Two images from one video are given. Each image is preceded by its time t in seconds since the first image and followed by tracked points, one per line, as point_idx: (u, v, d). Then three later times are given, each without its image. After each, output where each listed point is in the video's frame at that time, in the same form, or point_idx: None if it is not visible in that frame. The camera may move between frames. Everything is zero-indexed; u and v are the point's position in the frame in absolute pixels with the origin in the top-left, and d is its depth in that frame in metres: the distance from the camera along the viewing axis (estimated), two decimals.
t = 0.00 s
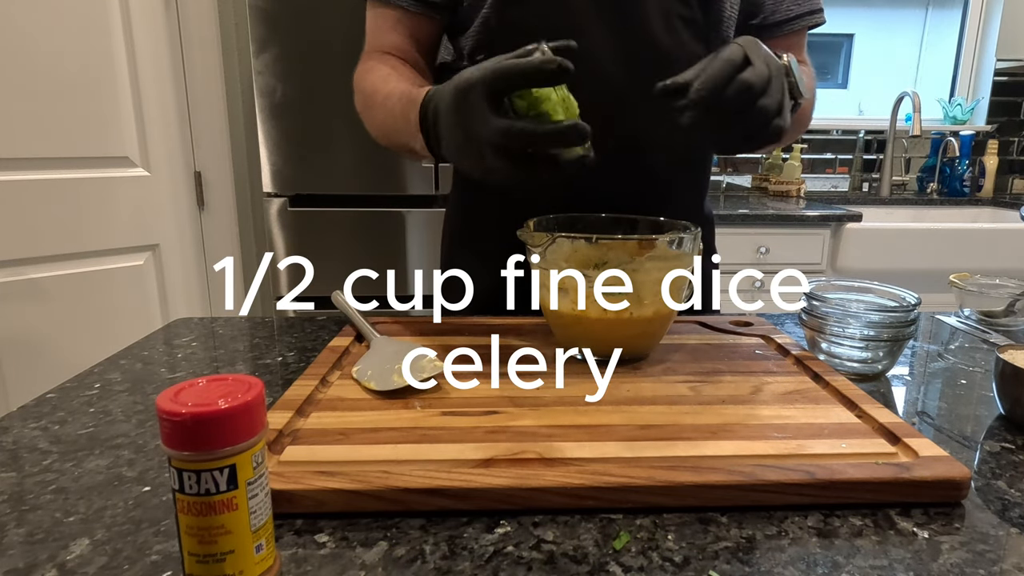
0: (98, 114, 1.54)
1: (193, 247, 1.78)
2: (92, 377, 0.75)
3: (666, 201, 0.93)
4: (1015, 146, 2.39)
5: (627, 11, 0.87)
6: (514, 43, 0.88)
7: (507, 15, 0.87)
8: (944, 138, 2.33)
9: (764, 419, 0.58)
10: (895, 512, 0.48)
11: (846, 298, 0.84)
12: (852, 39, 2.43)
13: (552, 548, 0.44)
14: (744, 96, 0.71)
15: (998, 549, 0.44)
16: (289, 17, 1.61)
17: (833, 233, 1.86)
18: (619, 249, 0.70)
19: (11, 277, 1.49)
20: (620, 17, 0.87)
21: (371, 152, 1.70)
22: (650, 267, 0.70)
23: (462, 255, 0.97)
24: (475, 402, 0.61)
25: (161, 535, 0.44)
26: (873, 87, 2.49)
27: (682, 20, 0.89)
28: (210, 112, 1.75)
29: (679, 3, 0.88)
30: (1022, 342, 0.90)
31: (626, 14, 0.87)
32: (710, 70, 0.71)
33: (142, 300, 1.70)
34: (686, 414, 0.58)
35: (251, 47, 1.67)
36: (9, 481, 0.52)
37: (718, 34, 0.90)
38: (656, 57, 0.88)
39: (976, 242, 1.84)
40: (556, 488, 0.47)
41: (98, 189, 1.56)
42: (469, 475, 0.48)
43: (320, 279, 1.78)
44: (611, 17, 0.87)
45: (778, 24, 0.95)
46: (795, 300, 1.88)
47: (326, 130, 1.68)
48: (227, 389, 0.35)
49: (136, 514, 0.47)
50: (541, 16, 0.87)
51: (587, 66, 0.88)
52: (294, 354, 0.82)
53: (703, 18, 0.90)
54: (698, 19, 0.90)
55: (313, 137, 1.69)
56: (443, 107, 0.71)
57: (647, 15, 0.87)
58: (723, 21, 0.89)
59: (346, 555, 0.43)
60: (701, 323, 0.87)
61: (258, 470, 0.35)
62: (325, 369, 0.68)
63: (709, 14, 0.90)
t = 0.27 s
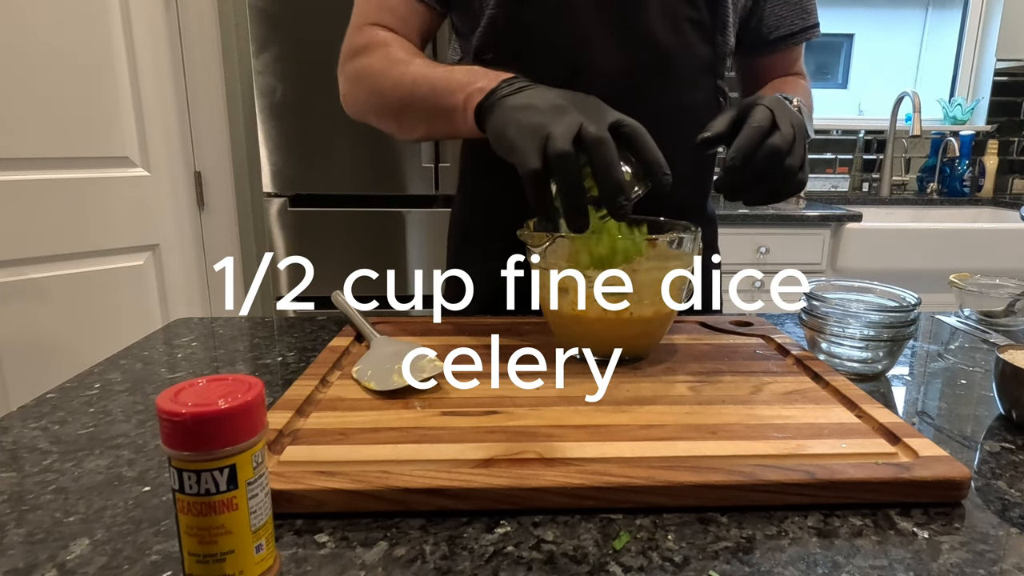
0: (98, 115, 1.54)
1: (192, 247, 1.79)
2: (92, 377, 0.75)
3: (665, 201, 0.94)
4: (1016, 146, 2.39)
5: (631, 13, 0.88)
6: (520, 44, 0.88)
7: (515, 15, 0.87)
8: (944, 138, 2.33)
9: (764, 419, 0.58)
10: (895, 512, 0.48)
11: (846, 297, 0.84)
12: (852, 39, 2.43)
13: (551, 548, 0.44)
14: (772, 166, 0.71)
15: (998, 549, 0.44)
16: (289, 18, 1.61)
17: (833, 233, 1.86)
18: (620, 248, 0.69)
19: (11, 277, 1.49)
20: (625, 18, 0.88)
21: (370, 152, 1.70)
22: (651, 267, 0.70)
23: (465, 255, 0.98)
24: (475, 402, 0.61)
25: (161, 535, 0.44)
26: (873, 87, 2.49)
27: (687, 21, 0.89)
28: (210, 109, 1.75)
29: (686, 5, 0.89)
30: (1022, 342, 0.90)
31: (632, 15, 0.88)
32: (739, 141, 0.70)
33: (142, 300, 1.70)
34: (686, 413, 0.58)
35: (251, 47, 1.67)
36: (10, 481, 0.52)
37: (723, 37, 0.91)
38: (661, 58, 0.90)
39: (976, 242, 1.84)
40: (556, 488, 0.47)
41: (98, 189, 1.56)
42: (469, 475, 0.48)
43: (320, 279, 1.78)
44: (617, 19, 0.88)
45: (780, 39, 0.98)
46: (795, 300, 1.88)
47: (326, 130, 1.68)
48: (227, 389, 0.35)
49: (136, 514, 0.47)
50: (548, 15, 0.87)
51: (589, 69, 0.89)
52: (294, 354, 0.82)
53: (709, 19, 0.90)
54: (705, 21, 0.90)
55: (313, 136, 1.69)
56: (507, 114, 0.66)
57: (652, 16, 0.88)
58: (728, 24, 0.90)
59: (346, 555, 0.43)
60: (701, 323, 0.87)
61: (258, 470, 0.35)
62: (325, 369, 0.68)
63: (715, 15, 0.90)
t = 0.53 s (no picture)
0: (98, 115, 1.54)
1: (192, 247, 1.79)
2: (92, 377, 0.75)
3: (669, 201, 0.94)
4: (1016, 146, 2.39)
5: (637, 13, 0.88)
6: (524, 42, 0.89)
7: (520, 15, 0.87)
8: (944, 138, 2.33)
9: (764, 419, 0.58)
10: (894, 512, 0.48)
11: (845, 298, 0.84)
12: (852, 39, 2.43)
13: (551, 548, 0.44)
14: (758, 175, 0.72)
15: (998, 549, 0.44)
16: (289, 18, 1.61)
17: (833, 234, 1.86)
18: (619, 249, 0.71)
19: (11, 277, 1.48)
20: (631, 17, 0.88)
21: (370, 152, 1.70)
22: (651, 268, 0.70)
23: (467, 256, 0.98)
24: (475, 402, 0.61)
25: (161, 535, 0.44)
26: (873, 87, 2.49)
27: (695, 21, 0.90)
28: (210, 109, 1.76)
29: (694, 6, 0.89)
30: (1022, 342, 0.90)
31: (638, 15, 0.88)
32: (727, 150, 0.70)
33: (142, 300, 1.70)
34: (686, 414, 0.58)
35: (251, 47, 1.67)
36: (9, 481, 0.52)
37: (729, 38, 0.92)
38: (666, 57, 0.90)
39: (976, 242, 1.84)
40: (556, 488, 0.47)
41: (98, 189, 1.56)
42: (469, 476, 0.48)
43: (320, 280, 1.78)
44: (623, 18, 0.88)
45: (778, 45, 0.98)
46: (795, 300, 1.88)
47: (326, 130, 1.68)
48: (227, 389, 0.35)
49: (136, 514, 0.47)
50: (554, 15, 0.87)
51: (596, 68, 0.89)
52: (294, 354, 0.82)
53: (716, 20, 0.91)
54: (713, 22, 0.91)
55: (313, 136, 1.69)
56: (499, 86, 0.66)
57: (657, 16, 0.88)
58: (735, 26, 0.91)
59: (346, 555, 0.43)
60: (701, 323, 0.87)
61: (258, 470, 0.35)
62: (325, 369, 0.68)
63: (722, 16, 0.91)
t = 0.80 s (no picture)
0: (99, 115, 1.54)
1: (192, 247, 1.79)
2: (92, 377, 0.75)
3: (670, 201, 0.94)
4: (1016, 146, 2.39)
5: (638, 13, 0.88)
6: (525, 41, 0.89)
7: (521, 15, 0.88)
8: (944, 138, 2.33)
9: (764, 419, 0.58)
10: (894, 512, 0.48)
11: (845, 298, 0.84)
12: (852, 39, 2.43)
13: (552, 548, 0.44)
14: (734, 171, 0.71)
15: (998, 549, 0.44)
16: (289, 17, 1.61)
17: (834, 234, 1.85)
18: (619, 249, 0.70)
19: (11, 277, 1.49)
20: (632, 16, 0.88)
21: (370, 152, 1.70)
22: (650, 267, 0.70)
23: (468, 257, 0.98)
24: (475, 402, 0.61)
25: (161, 535, 0.44)
26: (873, 87, 2.49)
27: (695, 20, 0.90)
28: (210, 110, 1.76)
29: (694, 5, 0.89)
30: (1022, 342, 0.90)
31: (638, 15, 0.88)
32: (701, 140, 0.70)
33: (142, 300, 1.70)
34: (686, 414, 0.58)
35: (251, 47, 1.67)
36: (10, 481, 0.52)
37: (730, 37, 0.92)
38: (667, 57, 0.90)
39: (976, 242, 1.84)
40: (557, 488, 0.47)
41: (97, 189, 1.56)
42: (469, 475, 0.48)
43: (320, 280, 1.78)
44: (624, 17, 0.89)
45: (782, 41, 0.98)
46: (795, 300, 1.88)
47: (326, 130, 1.68)
48: (227, 389, 0.35)
49: (136, 514, 0.47)
50: (555, 16, 0.88)
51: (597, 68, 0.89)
52: (294, 354, 0.82)
53: (715, 19, 0.91)
54: (712, 20, 0.91)
55: (313, 137, 1.69)
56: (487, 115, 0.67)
57: (657, 16, 0.88)
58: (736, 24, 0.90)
59: (346, 555, 0.43)
60: (701, 323, 0.87)
61: (258, 470, 0.35)
62: (325, 369, 0.68)
63: (722, 15, 0.91)
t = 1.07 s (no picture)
0: (99, 115, 1.54)
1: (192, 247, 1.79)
2: (91, 377, 0.75)
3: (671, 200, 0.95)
4: (1016, 146, 2.39)
5: (639, 14, 0.89)
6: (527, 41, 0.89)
7: (522, 16, 0.88)
8: (944, 138, 2.33)
9: (764, 419, 0.58)
10: (895, 512, 0.48)
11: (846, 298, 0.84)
12: (852, 39, 2.43)
13: (552, 548, 0.44)
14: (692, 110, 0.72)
15: (998, 549, 0.44)
16: (290, 17, 1.61)
17: (833, 234, 1.86)
18: (619, 249, 0.71)
19: (11, 277, 1.48)
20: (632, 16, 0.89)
21: (370, 151, 1.70)
22: (650, 267, 0.70)
23: (469, 257, 0.98)
24: (475, 402, 0.61)
25: (161, 535, 0.44)
26: (873, 87, 2.49)
27: (697, 20, 0.90)
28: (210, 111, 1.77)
29: (695, 5, 0.89)
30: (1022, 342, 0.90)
31: (639, 15, 0.89)
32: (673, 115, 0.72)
33: (141, 300, 1.70)
34: (686, 414, 0.58)
35: (251, 47, 1.67)
36: (10, 481, 0.52)
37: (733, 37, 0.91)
38: (668, 58, 0.90)
39: (976, 242, 1.84)
40: (557, 488, 0.47)
41: (97, 190, 1.56)
42: (470, 475, 0.48)
43: (320, 280, 1.78)
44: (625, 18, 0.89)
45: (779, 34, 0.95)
46: (795, 300, 1.88)
47: (326, 130, 1.68)
48: (227, 389, 0.35)
49: (136, 514, 0.47)
50: (555, 17, 0.88)
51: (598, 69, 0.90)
52: (294, 354, 0.82)
53: (717, 19, 0.90)
54: (713, 20, 0.90)
55: (313, 137, 1.69)
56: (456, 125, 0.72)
57: (657, 16, 0.89)
58: (738, 23, 0.90)
59: (346, 555, 0.43)
60: (701, 323, 0.87)
61: (258, 470, 0.35)
62: (325, 369, 0.68)
63: (723, 15, 0.91)
